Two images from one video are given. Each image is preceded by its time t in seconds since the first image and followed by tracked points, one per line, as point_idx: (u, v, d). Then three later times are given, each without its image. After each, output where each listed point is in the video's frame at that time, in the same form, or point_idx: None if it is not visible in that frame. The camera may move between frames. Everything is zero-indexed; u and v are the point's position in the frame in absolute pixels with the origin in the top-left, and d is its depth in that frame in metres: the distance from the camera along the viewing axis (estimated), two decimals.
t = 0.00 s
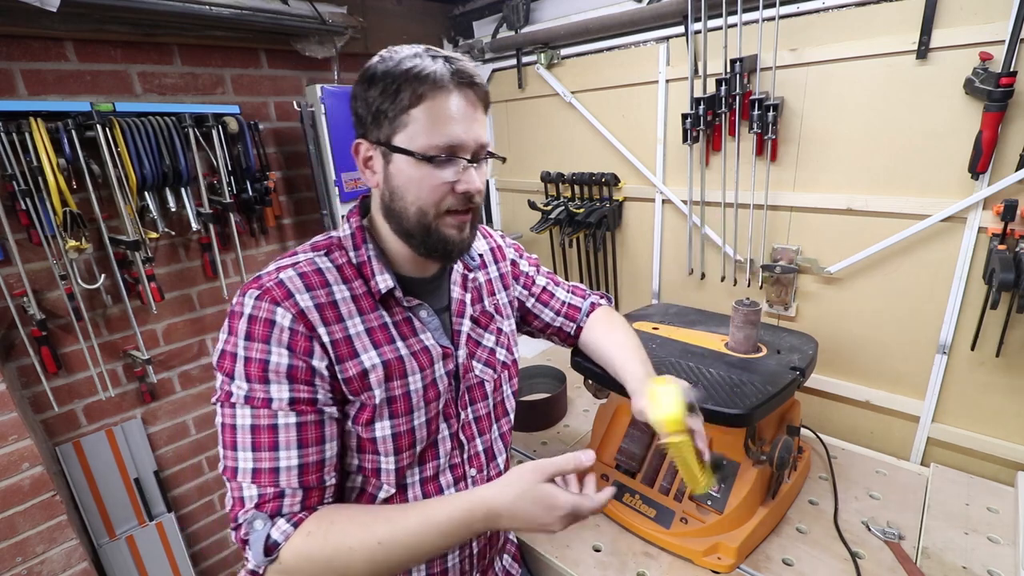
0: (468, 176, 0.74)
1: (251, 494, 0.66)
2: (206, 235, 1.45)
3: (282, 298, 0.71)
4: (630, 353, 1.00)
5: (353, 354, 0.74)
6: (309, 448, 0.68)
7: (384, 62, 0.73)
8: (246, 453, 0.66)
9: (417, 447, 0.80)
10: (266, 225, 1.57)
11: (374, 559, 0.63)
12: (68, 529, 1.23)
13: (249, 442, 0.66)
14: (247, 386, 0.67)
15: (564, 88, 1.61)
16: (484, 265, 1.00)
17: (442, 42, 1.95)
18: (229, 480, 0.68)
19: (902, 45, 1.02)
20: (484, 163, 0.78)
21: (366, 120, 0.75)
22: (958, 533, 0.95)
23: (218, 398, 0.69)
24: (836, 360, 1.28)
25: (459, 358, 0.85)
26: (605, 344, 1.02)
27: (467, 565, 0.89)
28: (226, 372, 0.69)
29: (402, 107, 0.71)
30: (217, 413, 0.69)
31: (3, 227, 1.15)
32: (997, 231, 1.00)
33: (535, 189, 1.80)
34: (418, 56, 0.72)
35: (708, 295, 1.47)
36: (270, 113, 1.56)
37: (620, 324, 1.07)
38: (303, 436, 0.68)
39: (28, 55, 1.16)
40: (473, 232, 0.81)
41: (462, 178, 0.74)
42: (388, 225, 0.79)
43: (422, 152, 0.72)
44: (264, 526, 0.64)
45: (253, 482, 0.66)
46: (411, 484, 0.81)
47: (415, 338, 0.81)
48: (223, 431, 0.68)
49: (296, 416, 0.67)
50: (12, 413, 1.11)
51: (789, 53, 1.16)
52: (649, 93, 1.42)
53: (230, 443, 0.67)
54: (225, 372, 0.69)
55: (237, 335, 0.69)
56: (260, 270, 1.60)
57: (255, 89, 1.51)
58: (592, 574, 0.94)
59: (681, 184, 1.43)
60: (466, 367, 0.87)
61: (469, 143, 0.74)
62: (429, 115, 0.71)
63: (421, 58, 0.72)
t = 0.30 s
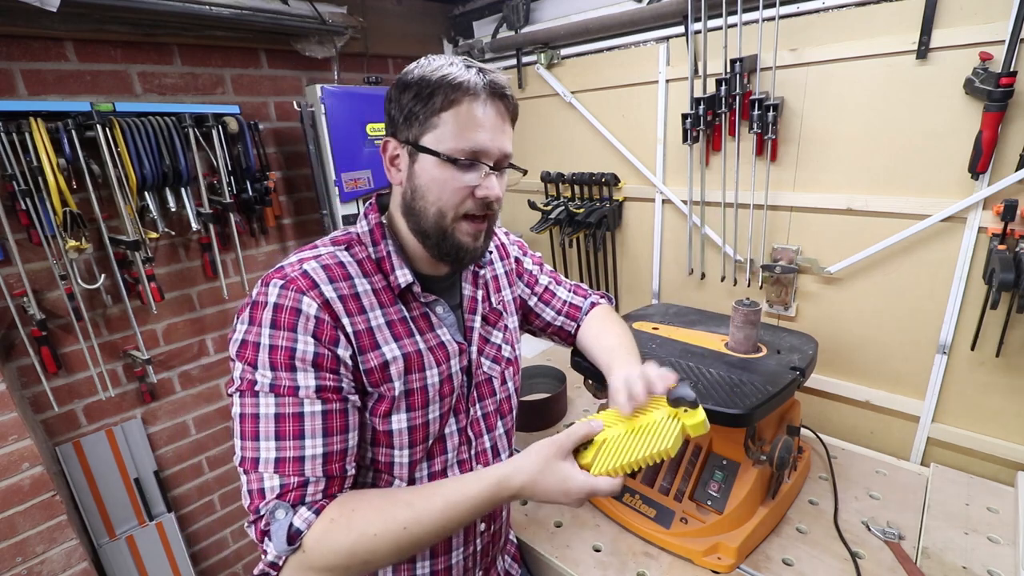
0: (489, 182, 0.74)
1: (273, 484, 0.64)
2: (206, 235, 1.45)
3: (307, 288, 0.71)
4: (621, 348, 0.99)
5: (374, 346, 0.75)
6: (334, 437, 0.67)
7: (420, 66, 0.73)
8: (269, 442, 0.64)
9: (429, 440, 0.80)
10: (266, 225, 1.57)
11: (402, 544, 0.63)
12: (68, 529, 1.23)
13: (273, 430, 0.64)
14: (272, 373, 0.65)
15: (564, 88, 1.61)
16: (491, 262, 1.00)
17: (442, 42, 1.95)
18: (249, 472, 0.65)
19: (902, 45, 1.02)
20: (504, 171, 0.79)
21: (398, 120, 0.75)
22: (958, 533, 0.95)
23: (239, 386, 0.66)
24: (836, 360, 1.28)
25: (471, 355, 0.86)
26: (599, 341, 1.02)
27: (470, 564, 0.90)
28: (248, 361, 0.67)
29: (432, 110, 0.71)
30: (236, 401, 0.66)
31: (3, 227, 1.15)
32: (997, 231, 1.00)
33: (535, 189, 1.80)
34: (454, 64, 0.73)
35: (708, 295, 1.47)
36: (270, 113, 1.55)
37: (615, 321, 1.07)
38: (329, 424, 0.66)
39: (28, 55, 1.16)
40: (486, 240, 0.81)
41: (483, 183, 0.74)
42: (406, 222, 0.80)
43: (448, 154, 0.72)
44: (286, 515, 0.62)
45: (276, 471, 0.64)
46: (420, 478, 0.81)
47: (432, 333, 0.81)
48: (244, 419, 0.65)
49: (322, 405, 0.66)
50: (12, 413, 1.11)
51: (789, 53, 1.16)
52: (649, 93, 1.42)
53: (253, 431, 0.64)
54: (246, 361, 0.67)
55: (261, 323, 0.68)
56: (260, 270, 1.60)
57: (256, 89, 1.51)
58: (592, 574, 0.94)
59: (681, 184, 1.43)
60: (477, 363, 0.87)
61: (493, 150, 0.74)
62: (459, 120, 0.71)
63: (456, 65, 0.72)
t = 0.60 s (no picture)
0: (465, 165, 0.75)
1: (280, 474, 0.60)
2: (206, 235, 1.45)
3: (309, 284, 0.72)
4: (627, 349, 1.00)
5: (375, 343, 0.75)
6: (342, 424, 0.65)
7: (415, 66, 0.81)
8: (278, 432, 0.62)
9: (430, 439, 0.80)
10: (266, 225, 1.57)
11: (391, 510, 0.54)
12: (68, 529, 1.23)
13: (282, 421, 0.62)
14: (278, 365, 0.65)
15: (564, 88, 1.61)
16: (494, 262, 1.00)
17: (442, 42, 1.95)
18: (257, 467, 0.62)
19: (902, 45, 1.02)
20: (490, 161, 0.79)
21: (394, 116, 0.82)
22: (958, 533, 0.95)
23: (247, 381, 0.65)
24: (836, 360, 1.28)
25: (472, 355, 0.86)
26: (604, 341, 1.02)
27: (469, 565, 0.90)
28: (254, 356, 0.66)
29: (414, 100, 0.78)
30: (245, 398, 0.65)
31: (3, 227, 1.15)
32: (997, 231, 1.00)
33: (535, 189, 1.80)
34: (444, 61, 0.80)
35: (708, 295, 1.46)
36: (270, 113, 1.55)
37: (621, 322, 1.08)
38: (337, 412, 0.65)
39: (28, 55, 1.16)
40: (473, 231, 0.78)
41: (459, 165, 0.76)
42: (396, 214, 0.82)
43: (425, 136, 0.76)
44: (289, 502, 0.58)
45: (283, 460, 0.61)
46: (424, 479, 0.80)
47: (432, 333, 0.81)
48: (254, 413, 0.64)
49: (329, 391, 0.65)
50: (12, 413, 1.11)
51: (789, 53, 1.16)
52: (649, 93, 1.42)
53: (262, 425, 0.63)
54: (251, 356, 0.66)
55: (265, 318, 0.68)
56: (260, 270, 1.60)
57: (255, 89, 1.51)
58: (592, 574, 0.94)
59: (681, 184, 1.43)
60: (478, 363, 0.87)
61: (471, 134, 0.76)
62: (437, 105, 0.76)
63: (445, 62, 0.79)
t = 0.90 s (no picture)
0: (463, 165, 0.76)
1: (274, 472, 0.60)
2: (206, 235, 1.45)
3: (305, 284, 0.72)
4: (628, 350, 1.00)
5: (370, 342, 0.75)
6: (337, 422, 0.64)
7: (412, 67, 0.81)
8: (273, 430, 0.61)
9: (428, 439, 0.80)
10: (266, 225, 1.57)
11: (381, 514, 0.53)
12: (68, 529, 1.23)
13: (277, 419, 0.62)
14: (274, 364, 0.65)
15: (564, 88, 1.61)
16: (494, 262, 0.99)
17: (442, 42, 1.95)
18: (253, 465, 0.62)
19: (902, 45, 1.02)
20: (488, 160, 0.79)
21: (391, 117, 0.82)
22: (958, 533, 0.95)
23: (244, 380, 0.66)
24: (836, 359, 1.28)
25: (471, 355, 0.86)
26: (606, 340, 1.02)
27: (468, 566, 0.90)
28: (251, 354, 0.66)
29: (411, 101, 0.78)
30: (242, 397, 0.65)
31: (3, 227, 1.15)
32: (997, 231, 1.00)
33: (535, 189, 1.80)
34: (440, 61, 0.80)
35: (708, 295, 1.46)
36: (270, 113, 1.55)
37: (624, 323, 1.07)
38: (331, 410, 0.64)
39: (28, 55, 1.16)
40: (472, 230, 0.79)
41: (457, 165, 0.76)
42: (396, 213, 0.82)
43: (423, 136, 0.76)
44: (283, 501, 0.58)
45: (277, 458, 0.60)
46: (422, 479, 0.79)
47: (430, 333, 0.81)
48: (250, 412, 0.64)
49: (324, 390, 0.65)
50: (12, 413, 1.11)
51: (789, 53, 1.16)
52: (649, 93, 1.42)
53: (257, 422, 0.62)
54: (248, 355, 0.67)
55: (262, 317, 0.68)
56: (260, 270, 1.60)
57: (255, 89, 1.51)
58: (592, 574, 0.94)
59: (681, 184, 1.43)
60: (477, 363, 0.87)
61: (468, 134, 0.76)
62: (434, 106, 0.76)
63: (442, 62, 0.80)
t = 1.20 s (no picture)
0: (456, 159, 0.76)
1: (240, 481, 0.65)
2: (206, 235, 1.45)
3: (298, 290, 0.72)
4: (630, 349, 0.99)
5: (364, 349, 0.75)
6: (303, 441, 0.66)
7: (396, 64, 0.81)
8: (241, 440, 0.65)
9: (424, 442, 0.80)
10: (266, 225, 1.57)
11: (359, 551, 0.60)
12: (68, 529, 1.23)
13: (245, 429, 0.66)
14: (251, 374, 0.67)
15: (564, 88, 1.61)
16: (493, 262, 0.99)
17: (442, 42, 1.95)
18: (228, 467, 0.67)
19: (902, 45, 1.02)
20: (480, 154, 0.79)
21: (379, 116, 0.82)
22: (958, 533, 0.95)
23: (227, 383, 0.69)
24: (836, 360, 1.28)
25: (469, 355, 0.86)
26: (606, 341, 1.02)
27: (468, 567, 0.90)
28: (235, 358, 0.69)
29: (398, 99, 0.78)
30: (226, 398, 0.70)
31: (3, 227, 1.15)
32: (997, 231, 1.00)
33: (535, 189, 1.80)
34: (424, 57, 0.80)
35: (708, 295, 1.47)
36: (270, 113, 1.55)
37: (626, 323, 1.07)
38: (297, 429, 0.66)
39: (28, 55, 1.16)
40: (469, 223, 0.79)
41: (450, 160, 0.76)
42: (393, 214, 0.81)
43: (414, 133, 0.76)
44: (248, 513, 0.63)
45: (244, 469, 0.65)
46: (418, 480, 0.80)
47: (427, 335, 0.81)
48: (228, 416, 0.68)
49: (293, 409, 0.66)
50: (12, 413, 1.11)
51: (789, 53, 1.16)
52: (649, 93, 1.42)
53: (230, 428, 0.67)
54: (234, 357, 0.70)
55: (249, 323, 0.70)
56: (260, 271, 1.60)
57: (255, 89, 1.51)
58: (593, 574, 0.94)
59: (681, 184, 1.43)
60: (476, 364, 0.87)
61: (458, 128, 0.76)
62: (422, 101, 0.76)
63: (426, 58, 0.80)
